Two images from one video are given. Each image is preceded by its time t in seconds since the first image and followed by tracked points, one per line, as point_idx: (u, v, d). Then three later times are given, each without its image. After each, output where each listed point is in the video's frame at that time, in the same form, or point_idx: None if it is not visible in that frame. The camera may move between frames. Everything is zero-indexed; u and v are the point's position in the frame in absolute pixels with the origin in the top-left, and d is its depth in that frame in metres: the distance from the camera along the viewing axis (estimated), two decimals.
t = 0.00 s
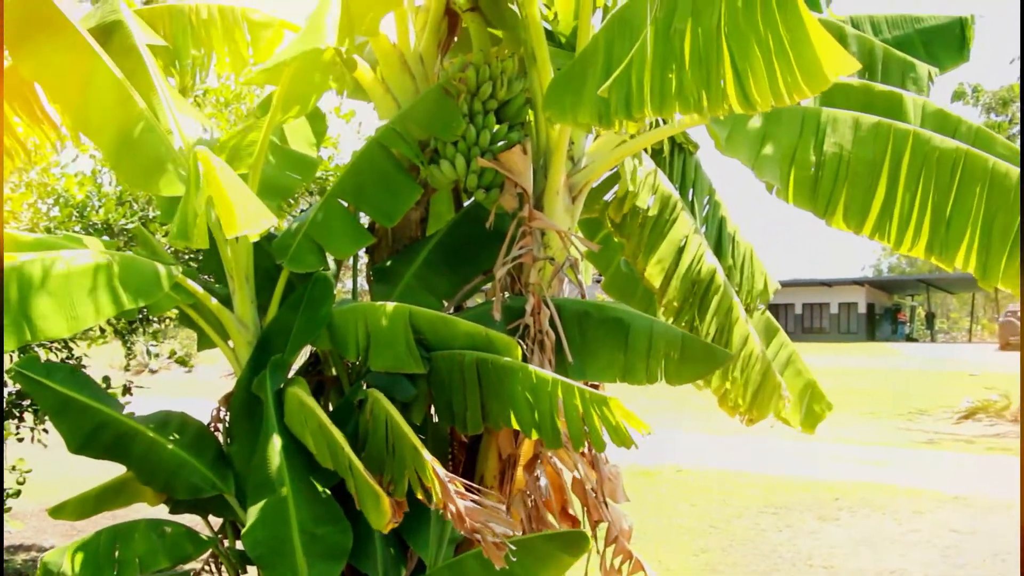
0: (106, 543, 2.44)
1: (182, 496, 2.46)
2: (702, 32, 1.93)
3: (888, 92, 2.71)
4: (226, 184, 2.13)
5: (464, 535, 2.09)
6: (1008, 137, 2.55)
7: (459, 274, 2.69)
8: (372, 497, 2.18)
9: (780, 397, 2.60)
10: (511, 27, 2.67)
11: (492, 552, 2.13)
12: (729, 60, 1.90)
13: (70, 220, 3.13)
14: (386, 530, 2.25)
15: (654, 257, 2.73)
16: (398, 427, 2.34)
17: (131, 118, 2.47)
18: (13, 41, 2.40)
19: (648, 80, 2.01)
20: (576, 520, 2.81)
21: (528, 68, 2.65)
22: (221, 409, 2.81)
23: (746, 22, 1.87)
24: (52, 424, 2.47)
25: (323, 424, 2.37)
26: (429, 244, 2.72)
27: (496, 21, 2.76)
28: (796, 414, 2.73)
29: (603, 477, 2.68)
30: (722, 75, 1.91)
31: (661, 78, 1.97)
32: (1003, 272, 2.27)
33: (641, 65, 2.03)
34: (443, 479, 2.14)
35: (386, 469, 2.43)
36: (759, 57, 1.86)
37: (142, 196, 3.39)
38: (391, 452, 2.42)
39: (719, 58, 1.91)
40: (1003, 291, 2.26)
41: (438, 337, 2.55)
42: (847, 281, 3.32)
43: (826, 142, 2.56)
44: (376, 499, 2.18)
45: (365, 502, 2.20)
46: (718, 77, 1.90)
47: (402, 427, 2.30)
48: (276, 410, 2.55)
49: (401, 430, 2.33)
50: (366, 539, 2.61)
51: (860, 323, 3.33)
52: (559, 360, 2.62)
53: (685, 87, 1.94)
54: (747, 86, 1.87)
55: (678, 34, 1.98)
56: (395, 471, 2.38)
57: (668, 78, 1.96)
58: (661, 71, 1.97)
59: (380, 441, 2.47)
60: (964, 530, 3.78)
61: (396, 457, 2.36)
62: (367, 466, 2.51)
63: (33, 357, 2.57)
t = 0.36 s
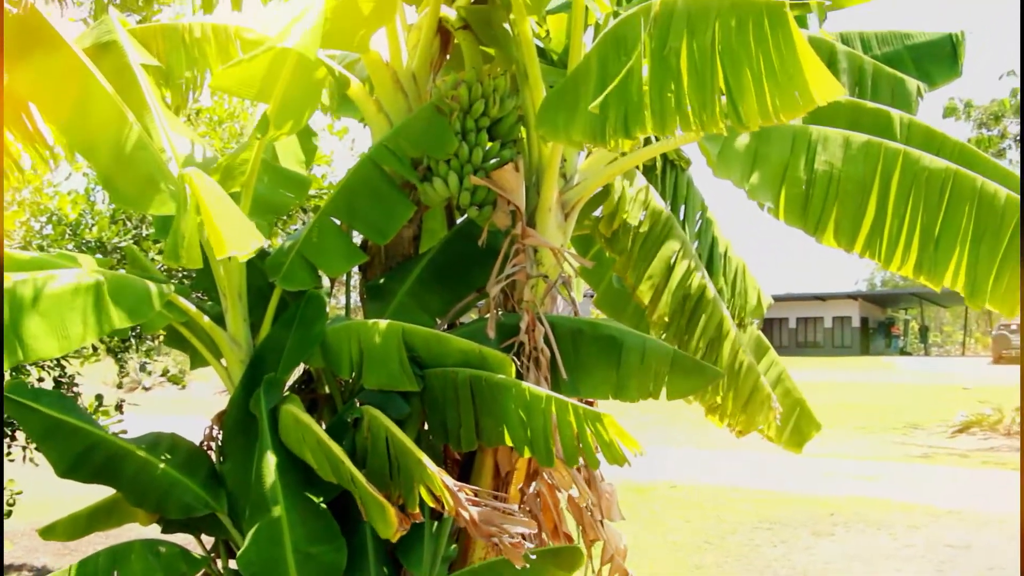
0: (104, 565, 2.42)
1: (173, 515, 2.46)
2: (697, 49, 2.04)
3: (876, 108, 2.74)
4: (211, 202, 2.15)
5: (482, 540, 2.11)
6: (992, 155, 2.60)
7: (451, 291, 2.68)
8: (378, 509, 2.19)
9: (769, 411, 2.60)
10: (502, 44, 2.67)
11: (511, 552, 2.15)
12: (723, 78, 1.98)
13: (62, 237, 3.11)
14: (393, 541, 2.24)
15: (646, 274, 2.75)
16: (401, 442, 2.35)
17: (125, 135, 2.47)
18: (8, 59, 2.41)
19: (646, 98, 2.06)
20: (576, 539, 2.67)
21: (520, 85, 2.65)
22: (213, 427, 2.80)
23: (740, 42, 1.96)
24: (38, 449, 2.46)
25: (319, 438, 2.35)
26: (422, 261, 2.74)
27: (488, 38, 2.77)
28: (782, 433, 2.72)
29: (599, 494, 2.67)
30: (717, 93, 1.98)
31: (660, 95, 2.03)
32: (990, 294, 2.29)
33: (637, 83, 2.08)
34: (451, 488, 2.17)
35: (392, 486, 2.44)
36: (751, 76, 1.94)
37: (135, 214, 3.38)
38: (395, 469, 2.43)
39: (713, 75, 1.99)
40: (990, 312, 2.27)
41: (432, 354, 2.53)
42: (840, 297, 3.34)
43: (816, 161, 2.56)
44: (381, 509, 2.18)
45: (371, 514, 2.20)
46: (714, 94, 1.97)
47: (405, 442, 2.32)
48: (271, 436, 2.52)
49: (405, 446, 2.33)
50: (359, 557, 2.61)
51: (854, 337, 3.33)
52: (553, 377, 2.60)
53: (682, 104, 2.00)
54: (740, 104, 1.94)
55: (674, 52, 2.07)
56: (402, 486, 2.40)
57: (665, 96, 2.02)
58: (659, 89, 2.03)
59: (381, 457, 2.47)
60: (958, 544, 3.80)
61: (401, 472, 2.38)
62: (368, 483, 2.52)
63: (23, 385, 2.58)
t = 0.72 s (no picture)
0: None
1: (164, 541, 2.44)
2: (700, 77, 2.05)
3: (867, 134, 2.76)
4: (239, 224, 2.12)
5: (480, 562, 2.08)
6: (983, 179, 2.63)
7: (444, 316, 2.71)
8: (372, 533, 2.17)
9: (755, 438, 2.61)
10: (497, 70, 2.68)
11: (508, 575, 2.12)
12: (729, 107, 1.99)
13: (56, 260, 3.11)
14: (386, 567, 2.20)
15: (637, 300, 2.78)
16: (395, 466, 2.33)
17: (119, 165, 2.46)
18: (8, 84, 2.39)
19: (647, 128, 2.08)
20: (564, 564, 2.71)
21: (513, 111, 2.66)
22: (205, 452, 2.80)
23: (745, 69, 1.97)
24: (30, 472, 2.46)
25: (312, 463, 2.34)
26: (415, 286, 2.73)
27: (481, 63, 2.78)
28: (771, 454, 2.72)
29: (588, 520, 2.67)
30: (721, 121, 2.00)
31: (659, 123, 2.06)
32: (979, 321, 2.29)
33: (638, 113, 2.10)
34: (446, 511, 2.14)
35: (388, 511, 2.42)
36: (760, 105, 1.95)
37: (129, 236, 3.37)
38: (391, 494, 2.41)
39: (717, 102, 2.00)
40: (978, 340, 2.27)
41: (425, 379, 2.51)
42: (834, 319, 3.36)
43: (809, 189, 2.57)
44: (374, 534, 2.17)
45: (365, 540, 2.19)
46: (720, 122, 1.99)
47: (398, 464, 2.31)
48: (262, 458, 2.52)
49: (399, 471, 2.31)
50: None
51: (848, 359, 3.37)
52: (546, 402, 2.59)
53: (684, 133, 2.02)
54: (749, 132, 1.96)
55: (675, 79, 2.09)
56: (398, 511, 2.38)
57: (666, 123, 2.05)
58: (660, 118, 2.05)
59: (375, 482, 2.46)
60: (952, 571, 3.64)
61: (396, 497, 2.37)
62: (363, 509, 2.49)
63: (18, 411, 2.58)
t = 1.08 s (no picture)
0: None
1: (158, 566, 2.41)
2: (707, 97, 2.07)
3: (863, 160, 2.78)
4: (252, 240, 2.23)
5: None
6: (978, 207, 2.64)
7: (439, 341, 2.71)
8: (374, 553, 2.18)
9: (759, 459, 2.57)
10: (493, 96, 2.70)
11: None
12: (740, 126, 2.02)
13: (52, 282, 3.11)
14: None
15: (634, 322, 2.76)
16: (395, 488, 2.32)
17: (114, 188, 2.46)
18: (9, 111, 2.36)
19: (653, 152, 2.11)
20: None
21: (509, 136, 2.68)
22: (200, 477, 2.80)
23: (753, 88, 2.00)
24: (27, 496, 2.45)
25: (309, 486, 2.30)
26: (410, 310, 2.74)
27: (478, 88, 2.80)
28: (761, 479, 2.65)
29: (583, 546, 2.66)
30: (731, 141, 2.03)
31: (669, 146, 2.09)
32: (978, 344, 2.27)
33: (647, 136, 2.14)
34: (450, 530, 2.18)
35: (389, 533, 2.42)
36: (769, 125, 1.98)
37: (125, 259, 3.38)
38: (392, 517, 2.41)
39: (727, 124, 2.04)
40: (976, 364, 2.25)
41: (421, 404, 2.50)
42: (829, 341, 3.39)
43: (805, 215, 2.57)
44: (377, 556, 2.18)
45: (368, 562, 2.19)
46: (729, 143, 2.03)
47: (398, 487, 2.31)
48: (258, 481, 2.48)
49: (399, 493, 2.32)
50: None
51: (844, 383, 3.40)
52: (541, 427, 2.58)
53: (695, 157, 2.06)
54: (760, 149, 1.99)
55: (682, 104, 2.11)
56: (399, 533, 2.38)
57: (676, 147, 2.07)
58: (670, 141, 2.08)
59: (375, 505, 2.46)
60: None
61: (396, 520, 2.37)
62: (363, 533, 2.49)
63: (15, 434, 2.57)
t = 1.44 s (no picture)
0: None
1: None
2: (714, 118, 2.07)
3: (857, 179, 2.81)
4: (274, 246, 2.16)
5: None
6: (972, 223, 2.68)
7: (435, 362, 2.72)
8: None
9: (762, 479, 2.59)
10: (488, 117, 2.71)
11: None
12: (750, 146, 2.02)
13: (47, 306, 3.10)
14: None
15: (634, 340, 2.76)
16: (396, 509, 2.31)
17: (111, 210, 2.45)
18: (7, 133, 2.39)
19: (661, 174, 2.13)
20: None
21: (505, 157, 2.68)
22: (196, 500, 2.79)
23: (762, 109, 1.99)
24: (16, 520, 2.43)
25: (307, 508, 2.27)
26: (406, 332, 2.75)
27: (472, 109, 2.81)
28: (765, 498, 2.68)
29: (584, 569, 2.64)
30: (741, 158, 2.03)
31: (676, 166, 2.10)
32: (970, 365, 2.27)
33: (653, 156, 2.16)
34: (454, 549, 2.17)
35: (392, 554, 2.41)
36: (781, 144, 1.99)
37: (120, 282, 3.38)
38: (394, 538, 2.40)
39: (738, 142, 2.04)
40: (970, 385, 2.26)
41: (418, 426, 2.49)
42: (825, 359, 3.41)
43: (800, 234, 2.58)
44: None
45: None
46: (739, 160, 2.03)
47: (399, 508, 2.30)
48: (255, 506, 2.41)
49: (399, 513, 2.30)
50: None
51: (841, 400, 3.38)
52: (537, 448, 2.57)
53: (702, 178, 2.08)
54: (771, 169, 2.00)
55: (688, 125, 2.11)
56: (403, 554, 2.37)
57: (683, 169, 2.09)
58: (676, 162, 2.10)
59: (376, 526, 2.44)
60: None
61: (399, 540, 2.36)
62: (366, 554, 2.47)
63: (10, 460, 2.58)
